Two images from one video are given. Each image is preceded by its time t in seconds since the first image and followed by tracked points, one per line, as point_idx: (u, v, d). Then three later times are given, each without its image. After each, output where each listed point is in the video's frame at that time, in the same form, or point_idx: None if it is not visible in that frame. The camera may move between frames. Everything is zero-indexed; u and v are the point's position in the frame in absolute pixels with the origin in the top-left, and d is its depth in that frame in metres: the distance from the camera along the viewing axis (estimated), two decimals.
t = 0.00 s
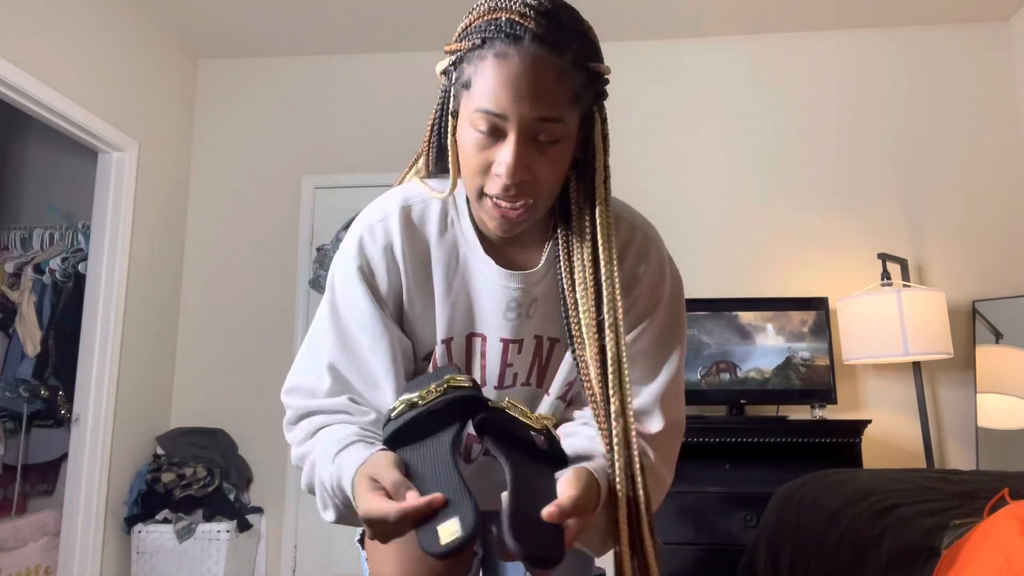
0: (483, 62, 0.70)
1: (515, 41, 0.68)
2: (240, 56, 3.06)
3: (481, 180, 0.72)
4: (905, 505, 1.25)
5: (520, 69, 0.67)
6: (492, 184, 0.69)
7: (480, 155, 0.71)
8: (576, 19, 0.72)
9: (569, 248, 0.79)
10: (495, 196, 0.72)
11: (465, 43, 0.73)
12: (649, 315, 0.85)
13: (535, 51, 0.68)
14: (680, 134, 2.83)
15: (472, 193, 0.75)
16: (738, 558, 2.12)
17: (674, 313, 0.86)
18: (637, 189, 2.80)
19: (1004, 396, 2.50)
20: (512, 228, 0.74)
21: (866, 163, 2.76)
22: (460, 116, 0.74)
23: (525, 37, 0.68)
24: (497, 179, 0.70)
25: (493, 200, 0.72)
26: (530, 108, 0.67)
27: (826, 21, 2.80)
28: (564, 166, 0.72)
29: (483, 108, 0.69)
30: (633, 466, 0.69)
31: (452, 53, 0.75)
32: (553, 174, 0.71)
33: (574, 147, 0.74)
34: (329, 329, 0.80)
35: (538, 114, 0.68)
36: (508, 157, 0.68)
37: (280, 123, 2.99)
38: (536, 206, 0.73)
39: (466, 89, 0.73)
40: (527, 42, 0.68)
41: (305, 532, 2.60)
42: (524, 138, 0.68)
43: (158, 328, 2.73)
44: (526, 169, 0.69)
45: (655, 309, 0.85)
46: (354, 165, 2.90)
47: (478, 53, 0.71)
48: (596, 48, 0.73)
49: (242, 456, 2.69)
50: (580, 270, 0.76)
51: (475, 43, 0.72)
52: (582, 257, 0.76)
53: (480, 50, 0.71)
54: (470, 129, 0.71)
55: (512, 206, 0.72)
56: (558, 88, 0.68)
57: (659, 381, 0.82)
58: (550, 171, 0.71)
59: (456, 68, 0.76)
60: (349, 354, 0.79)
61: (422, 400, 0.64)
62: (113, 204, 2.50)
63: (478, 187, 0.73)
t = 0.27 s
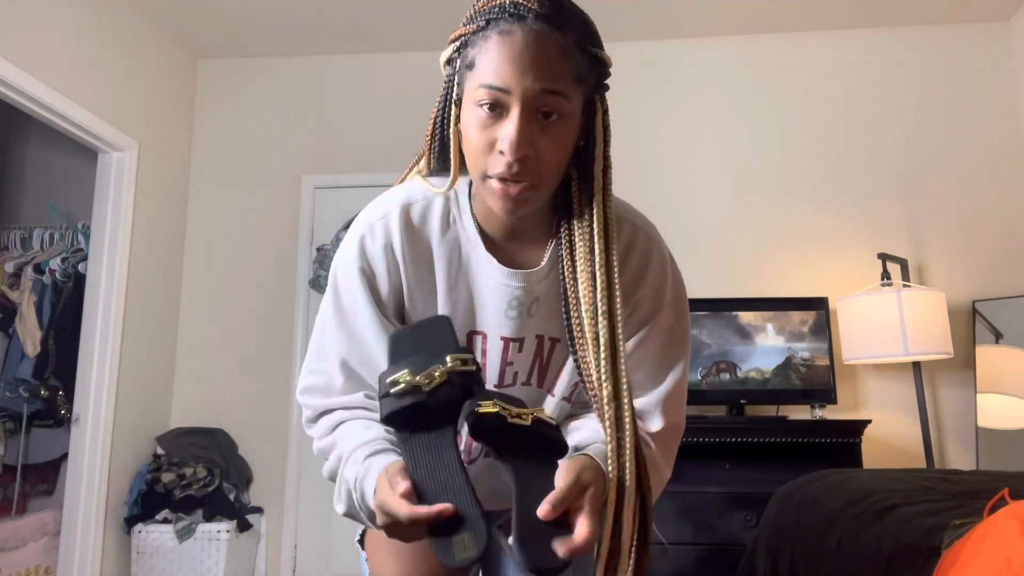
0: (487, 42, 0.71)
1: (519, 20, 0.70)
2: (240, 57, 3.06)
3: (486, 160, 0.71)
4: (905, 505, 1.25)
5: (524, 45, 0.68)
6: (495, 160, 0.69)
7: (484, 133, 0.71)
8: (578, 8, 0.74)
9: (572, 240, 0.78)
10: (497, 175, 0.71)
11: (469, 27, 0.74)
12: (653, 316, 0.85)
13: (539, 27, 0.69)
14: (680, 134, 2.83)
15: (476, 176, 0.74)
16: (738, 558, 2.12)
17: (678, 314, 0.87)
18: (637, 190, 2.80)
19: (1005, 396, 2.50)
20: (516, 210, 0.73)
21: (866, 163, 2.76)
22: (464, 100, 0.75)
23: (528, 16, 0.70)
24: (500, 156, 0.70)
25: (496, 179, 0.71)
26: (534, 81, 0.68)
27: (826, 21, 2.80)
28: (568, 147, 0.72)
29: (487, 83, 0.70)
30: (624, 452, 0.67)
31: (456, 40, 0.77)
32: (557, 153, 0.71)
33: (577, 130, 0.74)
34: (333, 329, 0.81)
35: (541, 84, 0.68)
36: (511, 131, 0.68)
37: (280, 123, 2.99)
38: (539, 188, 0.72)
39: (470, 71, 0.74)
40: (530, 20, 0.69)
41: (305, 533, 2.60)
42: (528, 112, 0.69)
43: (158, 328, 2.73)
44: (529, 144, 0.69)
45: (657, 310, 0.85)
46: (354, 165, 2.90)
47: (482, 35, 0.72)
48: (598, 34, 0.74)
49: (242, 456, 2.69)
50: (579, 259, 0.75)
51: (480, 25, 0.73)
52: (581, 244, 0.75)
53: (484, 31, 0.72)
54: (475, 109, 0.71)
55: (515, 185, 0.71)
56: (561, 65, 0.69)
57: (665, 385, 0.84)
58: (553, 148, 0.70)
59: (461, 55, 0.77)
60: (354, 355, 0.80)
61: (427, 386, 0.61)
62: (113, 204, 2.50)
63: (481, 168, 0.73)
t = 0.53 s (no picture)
0: (484, 30, 0.74)
1: (515, 9, 0.73)
2: (240, 57, 3.06)
3: (481, 145, 0.73)
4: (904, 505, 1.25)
5: (520, 32, 0.71)
6: (493, 142, 0.70)
7: (482, 118, 0.72)
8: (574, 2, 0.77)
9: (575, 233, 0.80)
10: (495, 160, 0.72)
11: (466, 20, 0.77)
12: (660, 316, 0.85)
13: (534, 15, 0.72)
14: (680, 134, 2.83)
15: (473, 164, 0.75)
16: (739, 558, 2.12)
17: (691, 318, 0.87)
18: (637, 189, 2.80)
19: (1005, 396, 2.50)
20: (517, 193, 0.73)
21: (866, 163, 2.77)
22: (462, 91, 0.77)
23: (524, 5, 0.73)
24: (497, 140, 0.71)
25: (493, 164, 0.72)
26: (531, 67, 0.71)
27: (827, 21, 2.80)
28: (565, 134, 0.74)
29: (484, 70, 0.72)
30: (636, 435, 0.71)
31: (454, 36, 0.80)
32: (553, 140, 0.73)
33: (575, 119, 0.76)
34: (331, 326, 0.81)
35: (537, 69, 0.71)
36: (508, 115, 0.70)
37: (280, 123, 2.99)
38: (536, 174, 0.73)
39: (466, 60, 0.76)
40: (526, 9, 0.73)
41: (305, 533, 2.60)
42: (524, 95, 0.71)
43: (158, 328, 2.73)
44: (526, 128, 0.70)
45: (666, 308, 0.85)
46: (354, 165, 2.90)
47: (480, 25, 0.75)
48: (592, 28, 0.77)
49: (242, 456, 2.69)
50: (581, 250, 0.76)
51: (477, 16, 0.76)
52: (586, 236, 0.77)
53: (481, 22, 0.75)
54: (472, 97, 0.73)
55: (513, 169, 0.72)
56: (556, 51, 0.72)
57: (686, 385, 0.84)
58: (550, 134, 0.72)
59: (458, 48, 0.79)
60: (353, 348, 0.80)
61: (460, 363, 0.64)
62: (114, 204, 2.50)
63: (478, 156, 0.74)
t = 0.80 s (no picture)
0: (480, 27, 0.75)
1: (510, 6, 0.74)
2: (241, 57, 3.06)
3: (480, 138, 0.73)
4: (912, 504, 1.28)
5: (517, 27, 0.72)
6: (493, 135, 0.70)
7: (481, 112, 0.73)
8: None
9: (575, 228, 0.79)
10: (494, 153, 0.72)
11: (461, 20, 0.78)
12: (660, 314, 0.85)
13: (529, 10, 0.73)
14: (681, 134, 2.83)
15: (473, 160, 0.76)
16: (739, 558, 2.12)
17: (692, 317, 0.88)
18: (637, 189, 2.80)
19: (1005, 396, 2.49)
20: (518, 190, 0.74)
21: (866, 163, 2.77)
22: (460, 89, 0.77)
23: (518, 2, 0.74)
24: (496, 132, 0.71)
25: (494, 158, 0.73)
26: (527, 60, 0.72)
27: (826, 21, 2.80)
28: (564, 126, 0.75)
29: (480, 65, 0.73)
30: (628, 425, 0.69)
31: (450, 37, 0.80)
32: (552, 133, 0.73)
33: (573, 113, 0.76)
34: (334, 328, 0.82)
35: (534, 63, 0.72)
36: (506, 108, 0.71)
37: (280, 123, 2.99)
38: (538, 168, 0.73)
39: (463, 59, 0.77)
40: (520, 5, 0.74)
41: (306, 532, 2.60)
42: (521, 88, 0.71)
43: (158, 328, 2.73)
44: (525, 120, 0.71)
45: (668, 304, 0.85)
46: (354, 166, 2.90)
47: (475, 23, 0.76)
48: (588, 22, 0.77)
49: (242, 456, 2.69)
50: (580, 243, 0.77)
51: (472, 15, 0.77)
52: (584, 230, 0.76)
53: (477, 19, 0.76)
54: (470, 93, 0.74)
55: (514, 163, 0.72)
56: (552, 44, 0.73)
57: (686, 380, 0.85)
58: (548, 127, 0.73)
59: (455, 49, 0.80)
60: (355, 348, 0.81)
61: (460, 374, 0.65)
62: (114, 203, 2.50)
63: (477, 150, 0.74)
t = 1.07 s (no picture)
0: (481, 27, 1.04)
1: (509, 6, 1.03)
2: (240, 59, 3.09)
3: (480, 134, 1.05)
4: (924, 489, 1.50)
5: (517, 25, 1.02)
6: (495, 134, 1.03)
7: (481, 112, 1.04)
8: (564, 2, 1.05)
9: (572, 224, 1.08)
10: (494, 150, 1.05)
11: (461, 23, 1.05)
12: (657, 310, 1.11)
13: (527, 9, 1.03)
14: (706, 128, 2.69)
15: (472, 153, 1.07)
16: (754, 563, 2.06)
17: (681, 310, 1.13)
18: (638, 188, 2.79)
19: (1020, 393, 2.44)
20: (521, 182, 1.07)
21: (871, 160, 2.73)
22: (458, 91, 1.07)
23: (518, 3, 1.03)
24: (496, 131, 1.04)
25: (495, 153, 1.05)
26: (526, 58, 1.02)
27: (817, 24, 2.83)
28: (565, 119, 1.06)
29: (480, 66, 1.04)
30: (602, 367, 1.05)
31: (449, 40, 1.06)
32: (551, 125, 1.05)
33: (574, 108, 1.06)
34: (338, 329, 1.11)
35: (532, 62, 1.02)
36: (505, 106, 1.03)
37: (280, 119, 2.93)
38: (539, 163, 1.06)
39: (463, 57, 1.05)
40: (520, 6, 1.03)
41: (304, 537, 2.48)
42: (521, 85, 1.03)
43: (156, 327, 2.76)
44: (524, 122, 1.03)
45: (646, 289, 1.10)
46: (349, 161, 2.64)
47: (473, 25, 1.04)
48: (581, 24, 1.06)
49: (243, 456, 2.62)
50: (578, 238, 1.07)
51: (471, 17, 1.05)
52: (578, 229, 1.08)
53: (476, 20, 1.04)
54: (471, 94, 1.05)
55: (511, 157, 1.06)
56: (548, 42, 1.03)
57: (659, 357, 1.11)
58: (547, 120, 1.04)
59: (453, 50, 1.06)
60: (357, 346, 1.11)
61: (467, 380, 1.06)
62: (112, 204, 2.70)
63: (477, 142, 1.06)
